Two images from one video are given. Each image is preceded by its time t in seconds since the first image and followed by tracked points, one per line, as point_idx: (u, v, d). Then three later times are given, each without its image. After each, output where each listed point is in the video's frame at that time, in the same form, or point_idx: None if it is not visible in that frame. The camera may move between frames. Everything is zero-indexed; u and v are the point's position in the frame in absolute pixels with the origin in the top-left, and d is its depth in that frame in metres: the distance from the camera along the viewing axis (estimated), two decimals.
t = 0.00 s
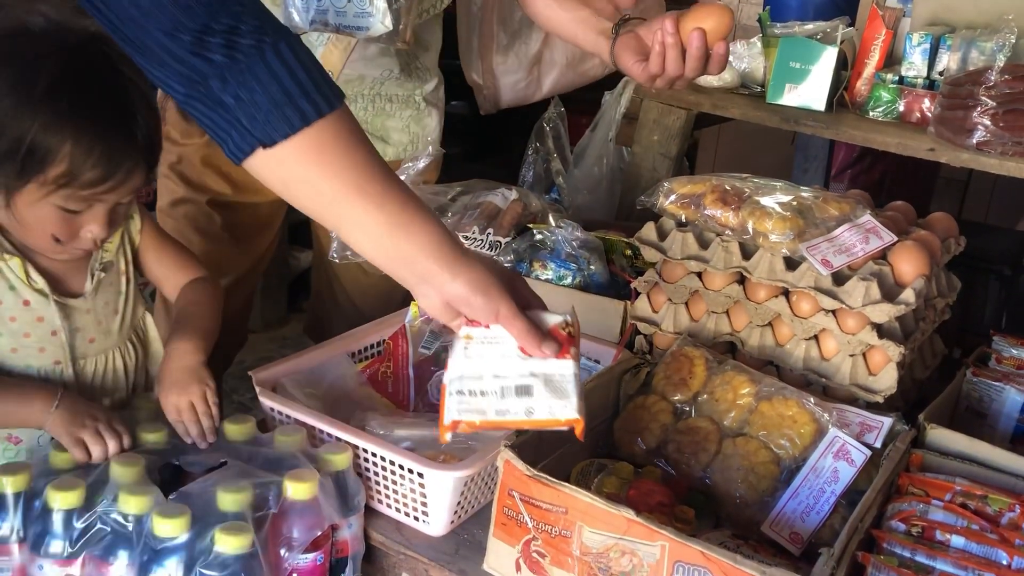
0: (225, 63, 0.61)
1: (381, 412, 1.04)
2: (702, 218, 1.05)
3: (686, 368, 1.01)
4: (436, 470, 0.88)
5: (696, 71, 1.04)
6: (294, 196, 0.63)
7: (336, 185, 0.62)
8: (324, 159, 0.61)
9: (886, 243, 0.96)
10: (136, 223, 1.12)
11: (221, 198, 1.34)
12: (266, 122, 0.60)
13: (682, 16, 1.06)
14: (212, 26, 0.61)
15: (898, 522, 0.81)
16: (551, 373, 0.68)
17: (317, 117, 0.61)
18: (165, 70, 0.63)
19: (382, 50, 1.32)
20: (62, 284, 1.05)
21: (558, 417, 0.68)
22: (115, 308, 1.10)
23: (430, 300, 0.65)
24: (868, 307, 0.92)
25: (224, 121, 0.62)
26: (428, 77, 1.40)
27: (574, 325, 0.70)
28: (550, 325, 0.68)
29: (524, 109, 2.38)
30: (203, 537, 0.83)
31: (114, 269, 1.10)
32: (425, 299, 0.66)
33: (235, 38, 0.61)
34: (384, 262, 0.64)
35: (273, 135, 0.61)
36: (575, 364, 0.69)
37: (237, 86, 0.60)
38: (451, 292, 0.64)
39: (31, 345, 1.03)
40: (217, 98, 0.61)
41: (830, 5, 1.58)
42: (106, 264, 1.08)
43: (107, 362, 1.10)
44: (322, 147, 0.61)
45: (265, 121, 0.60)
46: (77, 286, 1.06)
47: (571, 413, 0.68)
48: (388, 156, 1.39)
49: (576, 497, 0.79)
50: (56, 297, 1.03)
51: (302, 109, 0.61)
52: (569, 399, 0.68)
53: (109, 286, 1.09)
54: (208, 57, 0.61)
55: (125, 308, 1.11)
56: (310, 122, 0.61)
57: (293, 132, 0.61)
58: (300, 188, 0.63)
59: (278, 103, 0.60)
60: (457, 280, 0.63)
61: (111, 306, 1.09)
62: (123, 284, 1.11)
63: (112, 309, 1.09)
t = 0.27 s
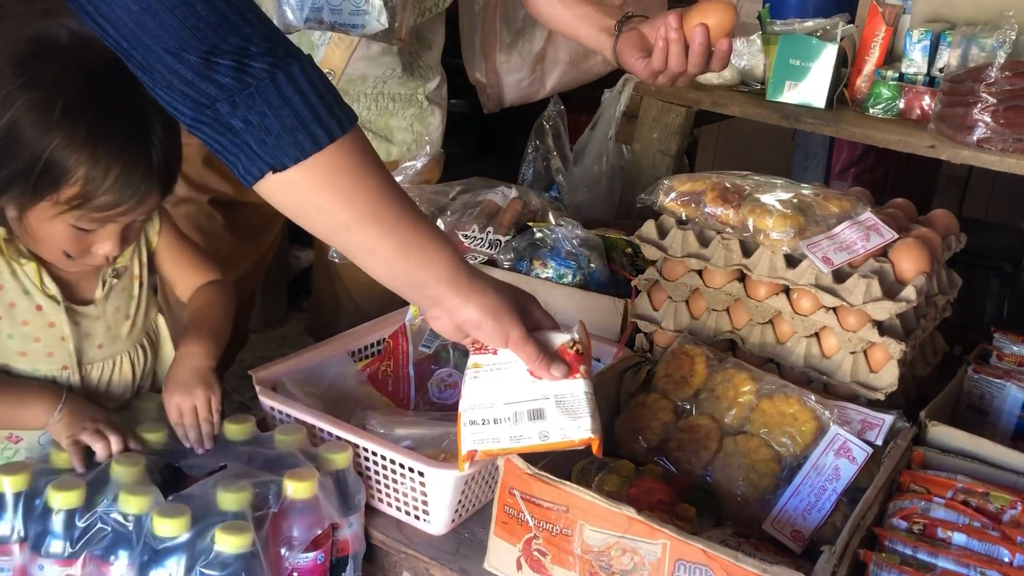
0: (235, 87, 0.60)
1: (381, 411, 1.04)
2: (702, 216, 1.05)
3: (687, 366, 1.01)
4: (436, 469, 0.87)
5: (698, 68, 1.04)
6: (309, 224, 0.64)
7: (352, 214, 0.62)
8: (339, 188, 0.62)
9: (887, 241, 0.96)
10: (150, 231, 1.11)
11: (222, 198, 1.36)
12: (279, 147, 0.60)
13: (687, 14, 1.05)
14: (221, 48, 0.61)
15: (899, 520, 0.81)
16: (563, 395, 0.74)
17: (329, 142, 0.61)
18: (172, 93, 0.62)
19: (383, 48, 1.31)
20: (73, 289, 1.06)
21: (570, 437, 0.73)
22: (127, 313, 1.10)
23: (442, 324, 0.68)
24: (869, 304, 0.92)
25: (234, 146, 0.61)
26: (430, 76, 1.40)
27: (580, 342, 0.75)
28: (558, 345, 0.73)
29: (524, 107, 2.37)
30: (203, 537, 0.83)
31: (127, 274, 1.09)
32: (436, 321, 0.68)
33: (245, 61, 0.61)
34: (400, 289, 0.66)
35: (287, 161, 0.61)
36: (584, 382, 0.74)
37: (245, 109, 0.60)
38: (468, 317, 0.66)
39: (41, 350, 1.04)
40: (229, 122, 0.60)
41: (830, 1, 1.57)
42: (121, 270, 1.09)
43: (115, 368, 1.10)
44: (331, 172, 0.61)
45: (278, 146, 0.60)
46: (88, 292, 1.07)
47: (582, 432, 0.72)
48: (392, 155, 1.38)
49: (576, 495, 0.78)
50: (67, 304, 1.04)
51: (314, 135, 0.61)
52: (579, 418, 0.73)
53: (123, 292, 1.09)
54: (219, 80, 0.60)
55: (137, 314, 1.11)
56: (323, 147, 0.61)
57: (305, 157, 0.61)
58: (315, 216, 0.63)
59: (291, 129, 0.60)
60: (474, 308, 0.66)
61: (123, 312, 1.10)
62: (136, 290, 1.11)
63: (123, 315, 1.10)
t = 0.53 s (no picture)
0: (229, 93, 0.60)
1: (381, 409, 1.04)
2: (701, 213, 1.05)
3: (686, 363, 1.01)
4: (436, 467, 0.87)
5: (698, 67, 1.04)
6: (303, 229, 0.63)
7: (347, 222, 0.62)
8: (334, 197, 0.61)
9: (886, 237, 0.96)
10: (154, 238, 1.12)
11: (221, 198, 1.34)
12: (273, 154, 0.60)
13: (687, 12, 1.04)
14: (215, 54, 0.60)
15: (900, 516, 0.81)
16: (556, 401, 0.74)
17: (322, 148, 0.61)
18: (166, 98, 0.61)
19: (381, 47, 1.30)
20: (77, 297, 1.06)
21: (562, 443, 0.74)
22: (130, 319, 1.11)
23: (436, 329, 0.68)
24: (868, 300, 0.92)
25: (229, 152, 0.61)
26: (428, 74, 1.40)
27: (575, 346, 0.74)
28: (551, 351, 0.73)
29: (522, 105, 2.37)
30: (203, 536, 0.82)
31: (131, 280, 1.10)
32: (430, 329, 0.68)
33: (239, 67, 0.60)
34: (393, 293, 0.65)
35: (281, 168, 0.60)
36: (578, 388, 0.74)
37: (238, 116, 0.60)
38: (464, 324, 0.67)
39: (43, 358, 1.04)
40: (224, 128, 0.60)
41: None
42: (125, 276, 1.09)
43: (117, 373, 1.11)
44: (326, 180, 0.61)
45: (273, 153, 0.60)
46: (91, 299, 1.07)
47: (575, 439, 0.74)
48: (391, 154, 1.38)
49: (576, 493, 0.78)
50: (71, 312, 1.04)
51: (309, 141, 0.60)
52: (571, 425, 0.74)
53: (127, 298, 1.10)
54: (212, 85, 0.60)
55: (139, 320, 1.12)
56: (316, 153, 0.61)
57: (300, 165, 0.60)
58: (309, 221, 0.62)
59: (285, 137, 0.60)
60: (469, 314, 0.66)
61: (126, 318, 1.10)
62: (139, 295, 1.11)
63: (126, 321, 1.10)
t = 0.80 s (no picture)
0: (206, 101, 0.59)
1: (380, 407, 1.04)
2: (699, 209, 1.05)
3: (684, 360, 1.01)
4: (434, 465, 0.87)
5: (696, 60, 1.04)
6: (277, 241, 0.63)
7: (323, 232, 0.62)
8: (309, 207, 0.61)
9: (884, 233, 0.96)
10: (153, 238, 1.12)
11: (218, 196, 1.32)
12: (247, 160, 0.59)
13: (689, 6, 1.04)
14: (195, 63, 0.60)
15: (898, 512, 0.81)
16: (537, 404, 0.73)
17: (298, 157, 0.61)
18: (143, 107, 0.61)
19: (380, 46, 1.31)
20: (70, 296, 1.06)
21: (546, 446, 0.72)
22: (128, 319, 1.11)
23: (411, 340, 0.69)
24: (866, 297, 0.92)
25: (202, 160, 0.60)
26: (426, 71, 1.41)
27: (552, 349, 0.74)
28: (528, 355, 0.73)
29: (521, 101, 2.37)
30: (202, 535, 0.82)
31: (129, 280, 1.10)
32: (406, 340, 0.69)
33: (217, 76, 0.60)
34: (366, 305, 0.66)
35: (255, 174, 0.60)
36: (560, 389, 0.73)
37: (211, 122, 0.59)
38: (438, 334, 0.67)
39: (37, 356, 1.04)
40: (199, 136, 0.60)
41: None
42: (121, 275, 1.09)
43: (115, 373, 1.11)
44: (303, 188, 0.61)
45: (246, 159, 0.59)
46: (87, 299, 1.07)
47: (558, 440, 0.72)
48: (391, 151, 1.38)
49: (575, 490, 0.79)
50: (62, 310, 1.04)
51: (283, 149, 0.60)
52: (555, 426, 0.72)
53: (124, 296, 1.09)
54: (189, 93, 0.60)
55: (137, 320, 1.12)
56: (292, 161, 0.60)
57: (276, 170, 0.60)
58: (283, 234, 0.62)
59: (258, 142, 0.59)
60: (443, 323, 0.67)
61: (124, 319, 1.10)
62: (137, 296, 1.11)
63: (124, 321, 1.10)
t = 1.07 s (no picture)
0: (194, 73, 0.58)
1: (380, 403, 1.04)
2: (699, 205, 1.05)
3: (685, 356, 1.01)
4: (435, 460, 0.87)
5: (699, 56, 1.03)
6: (263, 211, 0.59)
7: (307, 194, 0.58)
8: (292, 170, 0.58)
9: (885, 230, 0.96)
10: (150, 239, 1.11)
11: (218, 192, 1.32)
12: (238, 130, 0.57)
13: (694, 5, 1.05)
14: (182, 37, 0.58)
15: (899, 508, 0.81)
16: (534, 364, 0.66)
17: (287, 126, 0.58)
18: (131, 83, 0.59)
19: (380, 41, 1.30)
20: (65, 293, 1.06)
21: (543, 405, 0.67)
22: (125, 317, 1.10)
23: (402, 305, 0.60)
24: (867, 293, 0.92)
25: (193, 132, 0.58)
26: (427, 66, 1.39)
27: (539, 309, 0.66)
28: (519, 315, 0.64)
29: (520, 98, 2.37)
30: (201, 530, 0.82)
31: (125, 279, 1.09)
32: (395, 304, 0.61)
33: (205, 49, 0.58)
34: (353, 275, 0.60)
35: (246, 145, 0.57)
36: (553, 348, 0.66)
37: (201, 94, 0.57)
38: (426, 290, 0.59)
39: (31, 354, 1.04)
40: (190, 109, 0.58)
41: None
42: (118, 274, 1.08)
43: (111, 372, 1.11)
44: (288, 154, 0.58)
45: (237, 128, 0.57)
46: (83, 297, 1.07)
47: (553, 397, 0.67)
48: (393, 148, 1.37)
49: (576, 486, 0.78)
50: (55, 308, 1.03)
51: (274, 117, 0.58)
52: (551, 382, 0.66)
53: (121, 294, 1.09)
54: (178, 67, 0.58)
55: (134, 320, 1.11)
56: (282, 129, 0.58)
57: (266, 138, 0.57)
58: (266, 201, 0.59)
59: (250, 113, 0.57)
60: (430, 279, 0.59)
61: (120, 318, 1.10)
62: (134, 295, 1.11)
63: (120, 321, 1.10)
